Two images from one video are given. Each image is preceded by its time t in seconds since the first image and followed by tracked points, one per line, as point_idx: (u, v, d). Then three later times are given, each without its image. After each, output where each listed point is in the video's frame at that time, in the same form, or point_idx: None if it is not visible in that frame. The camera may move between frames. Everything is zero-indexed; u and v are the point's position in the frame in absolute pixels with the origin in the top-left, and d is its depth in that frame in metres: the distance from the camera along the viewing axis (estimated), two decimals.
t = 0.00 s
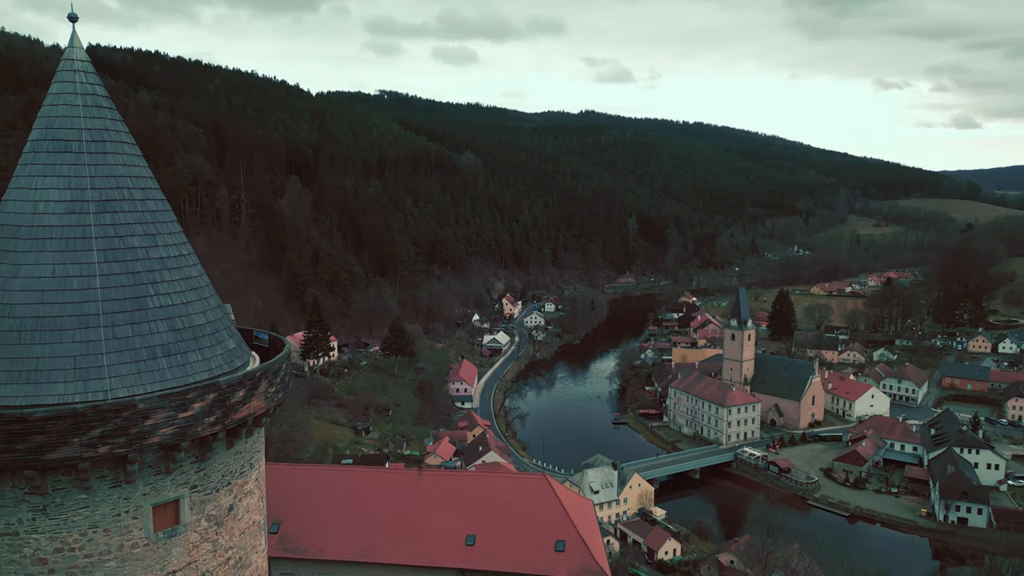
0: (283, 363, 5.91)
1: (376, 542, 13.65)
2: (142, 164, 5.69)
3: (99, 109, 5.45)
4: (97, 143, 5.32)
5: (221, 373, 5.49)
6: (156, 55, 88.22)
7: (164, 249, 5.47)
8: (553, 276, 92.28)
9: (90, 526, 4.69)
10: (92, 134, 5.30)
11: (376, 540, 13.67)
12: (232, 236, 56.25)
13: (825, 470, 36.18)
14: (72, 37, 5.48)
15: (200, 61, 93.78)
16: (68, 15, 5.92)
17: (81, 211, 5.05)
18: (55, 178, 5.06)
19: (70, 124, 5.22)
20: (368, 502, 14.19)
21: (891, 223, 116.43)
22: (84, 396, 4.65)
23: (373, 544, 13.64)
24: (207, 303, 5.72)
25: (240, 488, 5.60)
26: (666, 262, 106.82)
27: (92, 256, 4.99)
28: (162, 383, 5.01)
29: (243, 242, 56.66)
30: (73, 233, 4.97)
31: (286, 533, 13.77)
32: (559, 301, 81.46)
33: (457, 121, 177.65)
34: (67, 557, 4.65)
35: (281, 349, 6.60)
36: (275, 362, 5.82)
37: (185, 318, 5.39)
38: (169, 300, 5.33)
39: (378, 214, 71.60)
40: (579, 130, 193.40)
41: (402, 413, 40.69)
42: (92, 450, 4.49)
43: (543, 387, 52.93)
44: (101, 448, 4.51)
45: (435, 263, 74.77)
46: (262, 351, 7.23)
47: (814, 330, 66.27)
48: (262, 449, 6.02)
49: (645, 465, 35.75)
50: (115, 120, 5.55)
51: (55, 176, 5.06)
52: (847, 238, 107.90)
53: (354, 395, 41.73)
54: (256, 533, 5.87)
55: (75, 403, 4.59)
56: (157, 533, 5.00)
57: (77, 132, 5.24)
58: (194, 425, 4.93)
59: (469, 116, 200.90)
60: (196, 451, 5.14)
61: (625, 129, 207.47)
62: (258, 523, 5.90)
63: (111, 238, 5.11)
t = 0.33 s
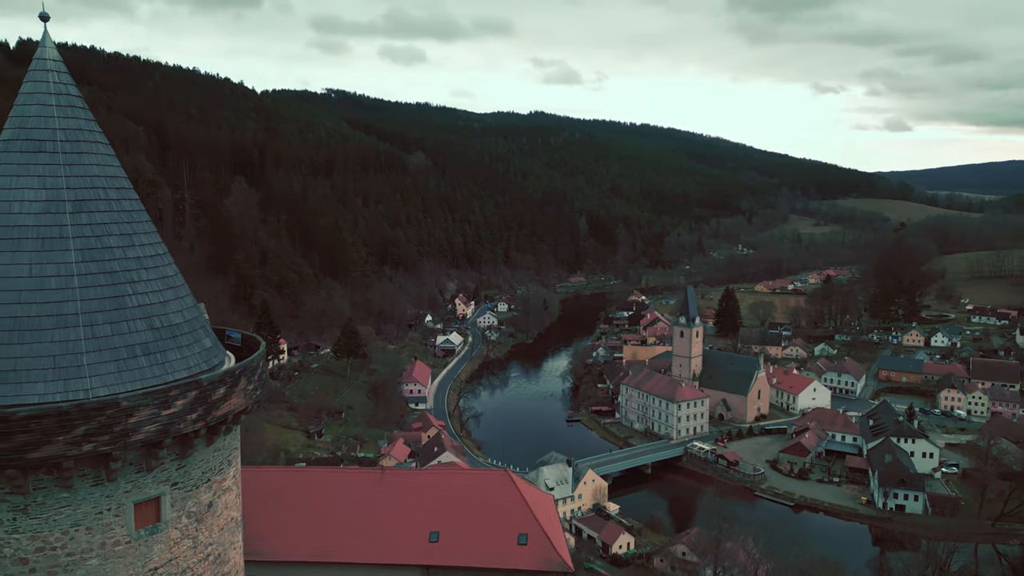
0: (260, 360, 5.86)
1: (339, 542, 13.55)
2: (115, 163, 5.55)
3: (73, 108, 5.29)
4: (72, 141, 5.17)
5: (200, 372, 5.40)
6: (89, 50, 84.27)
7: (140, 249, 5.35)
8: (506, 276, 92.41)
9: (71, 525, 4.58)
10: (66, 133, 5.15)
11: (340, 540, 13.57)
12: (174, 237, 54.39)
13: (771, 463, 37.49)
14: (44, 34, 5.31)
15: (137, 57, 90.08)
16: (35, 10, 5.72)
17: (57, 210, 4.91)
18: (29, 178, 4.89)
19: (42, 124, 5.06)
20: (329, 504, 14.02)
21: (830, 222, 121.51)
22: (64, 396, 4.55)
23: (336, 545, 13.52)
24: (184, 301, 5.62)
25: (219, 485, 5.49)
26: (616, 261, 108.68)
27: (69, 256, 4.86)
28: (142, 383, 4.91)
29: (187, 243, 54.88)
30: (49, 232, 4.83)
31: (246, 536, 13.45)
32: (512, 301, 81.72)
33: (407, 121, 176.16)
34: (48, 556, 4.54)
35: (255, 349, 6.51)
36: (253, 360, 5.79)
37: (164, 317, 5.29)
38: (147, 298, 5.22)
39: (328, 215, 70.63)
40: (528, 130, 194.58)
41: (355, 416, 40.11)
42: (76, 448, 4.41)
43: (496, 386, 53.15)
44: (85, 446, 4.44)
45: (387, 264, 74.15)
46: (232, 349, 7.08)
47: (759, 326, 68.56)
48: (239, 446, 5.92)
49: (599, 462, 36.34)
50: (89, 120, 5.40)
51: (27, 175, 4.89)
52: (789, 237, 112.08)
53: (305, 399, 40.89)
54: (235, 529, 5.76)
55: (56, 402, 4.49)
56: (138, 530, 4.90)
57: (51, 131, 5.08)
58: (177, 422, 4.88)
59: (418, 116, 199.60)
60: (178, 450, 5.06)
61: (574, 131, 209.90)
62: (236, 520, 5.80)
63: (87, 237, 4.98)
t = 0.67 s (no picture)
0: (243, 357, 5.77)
1: (307, 541, 13.43)
2: (94, 164, 5.42)
3: (52, 108, 5.13)
4: (52, 142, 5.01)
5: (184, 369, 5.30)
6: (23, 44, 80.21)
7: (121, 247, 5.23)
8: (462, 276, 92.39)
9: (58, 521, 4.47)
10: (45, 133, 4.99)
11: (308, 539, 13.45)
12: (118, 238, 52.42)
13: (723, 456, 38.55)
14: (21, 32, 5.14)
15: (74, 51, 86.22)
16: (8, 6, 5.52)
17: (38, 210, 4.78)
18: (8, 176, 4.73)
19: (22, 122, 4.89)
20: (296, 504, 13.85)
21: (777, 222, 125.61)
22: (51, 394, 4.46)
23: (304, 544, 13.39)
24: (166, 300, 5.53)
25: (203, 480, 5.38)
26: (571, 261, 109.83)
27: (52, 255, 4.75)
28: (127, 380, 4.82)
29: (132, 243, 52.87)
30: (30, 231, 4.70)
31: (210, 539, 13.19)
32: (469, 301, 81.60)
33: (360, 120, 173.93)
34: (35, 553, 4.43)
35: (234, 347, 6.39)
36: (235, 356, 5.71)
37: (146, 315, 5.18)
38: (130, 297, 5.11)
39: (281, 216, 69.37)
40: (483, 130, 194.59)
41: (311, 419, 39.43)
42: (65, 445, 4.33)
43: (454, 387, 53.04)
44: (74, 443, 4.36)
45: (341, 264, 73.14)
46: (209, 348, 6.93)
47: (710, 323, 70.37)
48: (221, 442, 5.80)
49: (558, 459, 36.72)
50: (68, 119, 5.25)
51: (6, 174, 4.73)
52: (738, 236, 115.38)
53: (259, 402, 39.95)
54: (220, 525, 5.64)
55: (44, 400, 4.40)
56: (124, 526, 4.79)
57: (30, 131, 4.92)
58: (163, 419, 4.80)
59: (371, 115, 197.30)
60: (163, 446, 4.96)
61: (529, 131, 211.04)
62: (220, 515, 5.68)
63: (70, 237, 4.87)
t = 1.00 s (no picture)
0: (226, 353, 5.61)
1: (278, 540, 13.30)
2: (78, 165, 5.20)
3: (37, 108, 4.89)
4: (37, 143, 4.79)
5: (170, 367, 5.14)
6: None
7: (107, 247, 5.03)
8: (421, 277, 91.90)
9: (50, 516, 4.32)
10: (30, 132, 4.75)
11: (278, 538, 13.32)
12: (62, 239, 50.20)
13: (682, 451, 39.45)
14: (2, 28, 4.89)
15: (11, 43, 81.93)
16: None
17: (25, 209, 4.57)
18: None
19: (6, 121, 4.65)
20: (266, 503, 13.64)
21: (731, 221, 128.97)
22: (40, 390, 4.30)
23: (274, 543, 13.26)
24: (151, 299, 5.33)
25: (189, 477, 5.22)
26: (530, 261, 110.48)
27: (39, 253, 4.55)
28: (116, 378, 4.65)
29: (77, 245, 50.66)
30: (15, 231, 4.50)
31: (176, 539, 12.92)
32: (429, 301, 81.08)
33: (315, 119, 171.03)
34: (26, 549, 4.27)
35: (216, 347, 6.23)
36: (221, 354, 5.58)
37: (133, 314, 4.98)
38: (117, 296, 4.92)
39: (235, 216, 67.79)
40: (441, 129, 193.82)
41: (270, 422, 38.61)
42: (59, 440, 4.21)
43: (415, 387, 52.71)
44: (67, 438, 4.23)
45: (298, 265, 71.87)
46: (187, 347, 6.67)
47: (667, 321, 71.76)
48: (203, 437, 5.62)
49: (520, 457, 36.90)
50: (50, 119, 5.01)
51: None
52: (693, 235, 118.01)
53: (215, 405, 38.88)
54: (206, 522, 5.47)
55: (34, 398, 4.23)
56: (115, 521, 4.62)
57: (14, 130, 4.68)
58: (154, 414, 4.68)
59: (327, 114, 194.25)
60: (154, 442, 4.81)
61: (488, 131, 211.30)
62: (205, 513, 5.51)
63: (56, 237, 4.67)
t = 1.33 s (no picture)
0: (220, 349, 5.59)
1: (252, 541, 13.21)
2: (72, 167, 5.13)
3: (31, 109, 4.82)
4: (32, 144, 4.72)
5: (165, 363, 5.10)
6: None
7: (103, 246, 4.98)
8: (387, 277, 91.16)
9: (52, 511, 4.29)
10: (26, 133, 4.69)
11: (253, 539, 13.23)
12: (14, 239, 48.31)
13: (649, 448, 40.06)
14: None
15: None
16: None
17: (22, 208, 4.51)
18: None
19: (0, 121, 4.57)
20: (241, 505, 13.57)
21: (694, 221, 131.22)
22: (40, 387, 4.26)
23: (249, 544, 13.16)
24: (146, 297, 5.29)
25: (185, 471, 5.20)
26: (497, 262, 110.59)
27: (36, 251, 4.48)
28: (117, 374, 4.62)
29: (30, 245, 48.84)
30: (13, 230, 4.43)
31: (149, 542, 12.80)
32: (395, 302, 80.40)
33: (276, 118, 168.24)
34: (29, 542, 4.24)
35: (207, 344, 6.20)
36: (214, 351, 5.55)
37: (129, 311, 4.94)
38: (113, 294, 4.87)
39: (196, 216, 66.41)
40: (406, 129, 192.59)
41: (235, 425, 37.86)
42: (62, 435, 4.18)
43: (382, 389, 52.32)
44: (70, 433, 4.21)
45: (261, 266, 70.73)
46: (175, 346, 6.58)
47: (633, 320, 72.69)
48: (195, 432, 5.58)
49: (490, 456, 37.04)
50: (44, 120, 4.93)
51: None
52: (657, 235, 119.76)
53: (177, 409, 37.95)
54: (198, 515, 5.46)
55: (37, 394, 4.20)
56: (114, 514, 4.60)
57: (10, 130, 4.60)
58: (155, 408, 4.66)
59: (289, 113, 191.11)
60: (153, 436, 4.79)
61: (453, 131, 210.85)
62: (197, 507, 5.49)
63: (53, 236, 4.61)
